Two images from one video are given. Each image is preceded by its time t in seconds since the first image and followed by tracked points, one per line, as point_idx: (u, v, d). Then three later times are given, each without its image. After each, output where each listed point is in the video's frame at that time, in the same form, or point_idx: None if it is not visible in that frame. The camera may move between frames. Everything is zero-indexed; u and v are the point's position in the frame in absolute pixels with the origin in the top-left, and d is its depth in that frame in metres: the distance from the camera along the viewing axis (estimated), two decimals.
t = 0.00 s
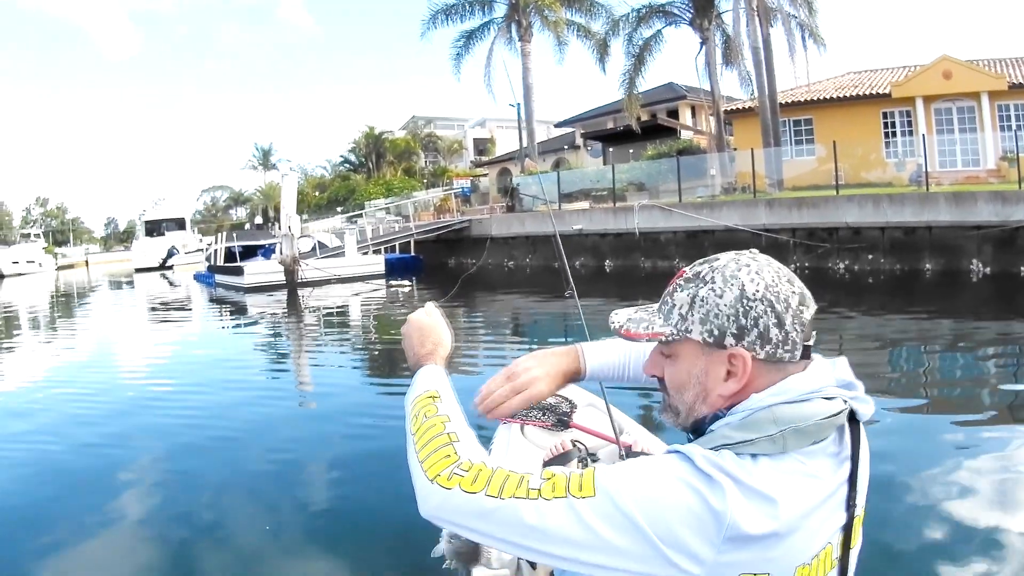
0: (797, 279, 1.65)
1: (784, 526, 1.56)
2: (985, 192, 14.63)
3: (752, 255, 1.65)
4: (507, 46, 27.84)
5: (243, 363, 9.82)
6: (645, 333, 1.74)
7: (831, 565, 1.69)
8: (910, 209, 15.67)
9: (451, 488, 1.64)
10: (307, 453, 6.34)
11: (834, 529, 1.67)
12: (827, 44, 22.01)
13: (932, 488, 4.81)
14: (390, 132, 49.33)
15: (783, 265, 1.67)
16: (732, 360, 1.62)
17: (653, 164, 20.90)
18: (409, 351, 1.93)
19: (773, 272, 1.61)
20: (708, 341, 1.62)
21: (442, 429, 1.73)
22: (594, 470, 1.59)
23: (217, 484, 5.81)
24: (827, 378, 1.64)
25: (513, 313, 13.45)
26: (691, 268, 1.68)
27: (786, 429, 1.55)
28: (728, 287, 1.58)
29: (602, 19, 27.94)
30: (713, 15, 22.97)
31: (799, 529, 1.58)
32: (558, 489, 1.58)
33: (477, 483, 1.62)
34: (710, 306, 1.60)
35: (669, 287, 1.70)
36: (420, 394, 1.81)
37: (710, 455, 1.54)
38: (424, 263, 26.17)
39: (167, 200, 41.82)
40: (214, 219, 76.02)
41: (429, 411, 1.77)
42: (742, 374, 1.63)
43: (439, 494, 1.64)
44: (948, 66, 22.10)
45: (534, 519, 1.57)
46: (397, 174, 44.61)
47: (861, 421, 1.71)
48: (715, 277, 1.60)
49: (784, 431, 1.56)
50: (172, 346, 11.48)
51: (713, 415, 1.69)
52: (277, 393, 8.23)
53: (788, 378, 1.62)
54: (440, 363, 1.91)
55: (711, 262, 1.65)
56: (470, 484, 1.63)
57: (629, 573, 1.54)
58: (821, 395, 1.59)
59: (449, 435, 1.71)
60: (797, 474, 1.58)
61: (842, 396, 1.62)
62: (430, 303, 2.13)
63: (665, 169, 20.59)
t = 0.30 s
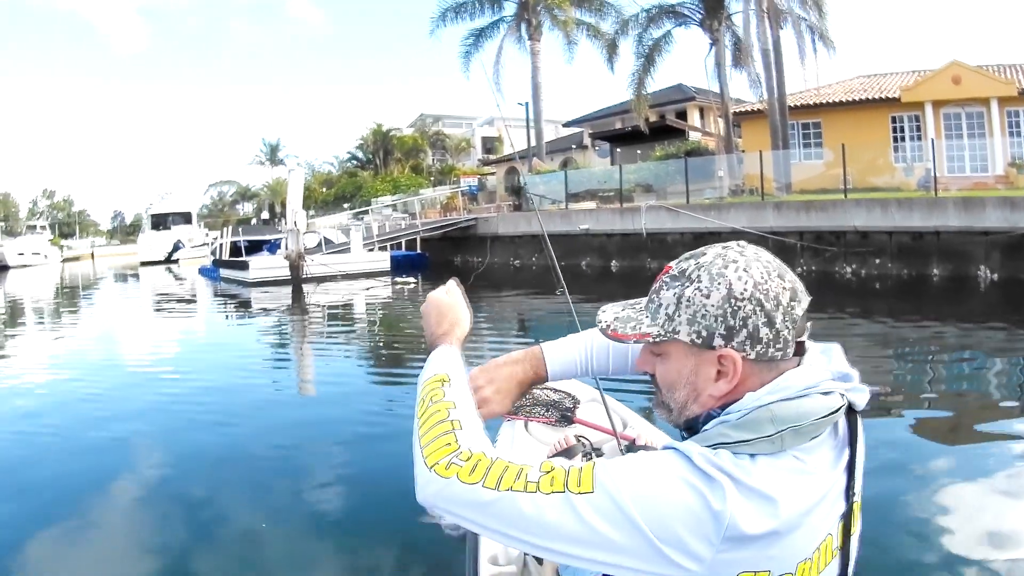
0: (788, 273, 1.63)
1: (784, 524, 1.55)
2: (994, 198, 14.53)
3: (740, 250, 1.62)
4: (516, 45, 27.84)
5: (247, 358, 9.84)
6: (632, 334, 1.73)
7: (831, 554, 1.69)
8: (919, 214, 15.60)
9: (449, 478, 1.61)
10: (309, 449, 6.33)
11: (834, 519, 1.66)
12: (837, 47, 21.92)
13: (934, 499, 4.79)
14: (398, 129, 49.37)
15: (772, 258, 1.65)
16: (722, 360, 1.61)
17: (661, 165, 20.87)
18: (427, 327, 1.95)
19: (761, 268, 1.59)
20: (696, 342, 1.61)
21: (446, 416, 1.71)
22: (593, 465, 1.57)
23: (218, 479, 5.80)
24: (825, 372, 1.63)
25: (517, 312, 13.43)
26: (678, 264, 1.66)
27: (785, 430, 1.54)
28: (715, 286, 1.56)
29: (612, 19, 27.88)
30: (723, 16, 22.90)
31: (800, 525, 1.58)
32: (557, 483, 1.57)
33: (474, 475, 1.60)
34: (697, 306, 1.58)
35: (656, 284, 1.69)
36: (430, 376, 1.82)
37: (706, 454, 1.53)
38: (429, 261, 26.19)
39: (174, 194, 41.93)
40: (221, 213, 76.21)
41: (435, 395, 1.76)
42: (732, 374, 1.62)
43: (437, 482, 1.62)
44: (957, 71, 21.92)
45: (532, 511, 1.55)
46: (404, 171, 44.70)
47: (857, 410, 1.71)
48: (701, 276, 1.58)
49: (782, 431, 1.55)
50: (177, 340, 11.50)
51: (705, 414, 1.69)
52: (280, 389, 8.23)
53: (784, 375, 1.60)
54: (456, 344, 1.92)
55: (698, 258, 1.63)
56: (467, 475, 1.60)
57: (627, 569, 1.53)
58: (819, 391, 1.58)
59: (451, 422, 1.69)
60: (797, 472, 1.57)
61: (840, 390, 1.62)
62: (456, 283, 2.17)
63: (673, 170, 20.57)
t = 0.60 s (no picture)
0: (777, 275, 1.61)
1: (777, 528, 1.54)
2: (1001, 214, 14.44)
3: (728, 250, 1.61)
4: (527, 45, 27.84)
5: (248, 348, 9.85)
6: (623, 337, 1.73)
7: (828, 553, 1.69)
8: (926, 227, 15.53)
9: (444, 470, 1.61)
10: (308, 442, 6.32)
11: (830, 518, 1.66)
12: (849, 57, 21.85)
13: (929, 518, 4.79)
14: (407, 125, 49.43)
15: (762, 258, 1.63)
16: (710, 365, 1.61)
17: (669, 170, 20.94)
18: (430, 311, 1.94)
19: (749, 270, 1.57)
20: (683, 347, 1.60)
21: (443, 406, 1.68)
22: (589, 463, 1.56)
23: (216, 470, 5.79)
24: (819, 372, 1.62)
25: (520, 312, 13.43)
26: (666, 266, 1.66)
27: (779, 433, 1.54)
28: (700, 290, 1.56)
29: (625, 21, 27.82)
30: (736, 22, 22.86)
31: (794, 528, 1.57)
32: (552, 481, 1.55)
33: (470, 468, 1.59)
34: (684, 311, 1.58)
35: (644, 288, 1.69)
36: (429, 363, 1.77)
37: (699, 458, 1.52)
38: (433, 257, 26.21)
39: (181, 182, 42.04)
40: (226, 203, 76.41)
41: (434, 383, 1.72)
42: (720, 378, 1.61)
43: (433, 475, 1.62)
44: (968, 86, 21.81)
45: (525, 507, 1.55)
46: (412, 168, 44.74)
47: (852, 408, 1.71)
48: (687, 279, 1.58)
49: (775, 434, 1.54)
50: (179, 328, 11.52)
51: (697, 418, 1.68)
52: (279, 380, 8.23)
53: (776, 377, 1.60)
54: (457, 329, 1.89)
55: (685, 260, 1.62)
56: (463, 468, 1.59)
57: (620, 569, 1.53)
58: (814, 390, 1.57)
59: (449, 412, 1.67)
60: (791, 475, 1.56)
61: (834, 390, 1.61)
62: (457, 265, 2.14)
63: (681, 176, 20.62)
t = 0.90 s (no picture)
0: (766, 281, 1.61)
1: (771, 536, 1.53)
2: (1008, 218, 14.34)
3: (715, 256, 1.61)
4: (534, 45, 27.85)
5: (251, 346, 9.85)
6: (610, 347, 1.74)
7: (824, 559, 1.68)
8: (931, 231, 15.49)
9: (437, 483, 1.64)
10: (309, 440, 6.32)
11: (826, 524, 1.65)
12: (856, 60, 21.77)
13: (931, 522, 4.75)
14: (413, 124, 49.40)
15: (751, 264, 1.63)
16: (700, 374, 1.61)
17: (675, 171, 20.90)
18: (422, 319, 1.96)
19: (737, 278, 1.56)
20: (672, 355, 1.61)
21: (435, 417, 1.72)
22: (580, 474, 1.57)
23: (218, 466, 5.78)
24: (812, 378, 1.62)
25: (523, 312, 13.42)
26: (653, 274, 1.67)
27: (772, 441, 1.53)
28: (688, 298, 1.56)
29: (631, 22, 27.77)
30: (743, 24, 22.80)
31: (789, 535, 1.56)
32: (542, 492, 1.57)
33: (462, 480, 1.62)
34: (672, 320, 1.58)
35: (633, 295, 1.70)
36: (423, 373, 1.81)
37: (690, 465, 1.53)
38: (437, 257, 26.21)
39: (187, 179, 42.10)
40: (231, 200, 76.43)
41: (426, 395, 1.76)
42: (711, 388, 1.62)
43: (426, 485, 1.65)
44: (976, 90, 21.68)
45: (516, 519, 1.57)
46: (417, 167, 44.79)
47: (847, 413, 1.74)
48: (674, 288, 1.58)
49: (768, 443, 1.53)
50: (183, 325, 11.55)
51: (688, 426, 1.69)
52: (282, 378, 8.22)
53: (768, 386, 1.59)
54: (449, 337, 1.92)
55: (672, 268, 1.63)
56: (456, 480, 1.62)
57: None
58: (807, 397, 1.58)
59: (441, 424, 1.70)
60: (785, 483, 1.56)
61: (827, 397, 1.62)
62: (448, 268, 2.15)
63: (687, 177, 20.60)
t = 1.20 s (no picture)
0: (744, 283, 1.67)
1: (760, 537, 1.56)
2: (1011, 206, 14.24)
3: (692, 260, 1.67)
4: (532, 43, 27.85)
5: (257, 351, 9.88)
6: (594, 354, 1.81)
7: (816, 556, 1.72)
8: (935, 221, 15.38)
9: (425, 491, 1.66)
10: (315, 443, 6.34)
11: (817, 521, 1.70)
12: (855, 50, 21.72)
13: (939, 507, 4.73)
14: (413, 125, 49.41)
15: (729, 265, 1.69)
16: (682, 377, 1.68)
17: (676, 166, 20.83)
18: (408, 325, 1.99)
19: (715, 280, 1.63)
20: (654, 360, 1.67)
21: (421, 425, 1.73)
22: (567, 479, 1.60)
23: (225, 471, 5.81)
24: (797, 378, 1.67)
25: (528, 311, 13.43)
26: (632, 279, 1.72)
27: (756, 442, 1.57)
28: (667, 303, 1.62)
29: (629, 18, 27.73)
30: (740, 17, 22.75)
31: (778, 534, 1.60)
32: (530, 498, 1.59)
33: (449, 488, 1.64)
34: (652, 325, 1.64)
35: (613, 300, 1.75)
36: (408, 382, 1.82)
37: (676, 466, 1.56)
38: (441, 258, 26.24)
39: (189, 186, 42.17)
40: (234, 206, 76.47)
41: (412, 402, 1.77)
42: (694, 391, 1.69)
43: (413, 495, 1.67)
44: (976, 77, 21.61)
45: (503, 525, 1.59)
46: (419, 168, 44.82)
47: (834, 411, 1.77)
48: (653, 292, 1.64)
49: (753, 443, 1.57)
50: (189, 332, 11.60)
51: (673, 429, 1.75)
52: (288, 382, 8.26)
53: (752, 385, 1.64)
54: (435, 343, 1.92)
55: (651, 272, 1.69)
56: (443, 488, 1.64)
57: None
58: (790, 397, 1.62)
59: (427, 433, 1.72)
60: (773, 482, 1.60)
61: (812, 395, 1.66)
62: (433, 276, 2.19)
63: (688, 172, 20.57)
